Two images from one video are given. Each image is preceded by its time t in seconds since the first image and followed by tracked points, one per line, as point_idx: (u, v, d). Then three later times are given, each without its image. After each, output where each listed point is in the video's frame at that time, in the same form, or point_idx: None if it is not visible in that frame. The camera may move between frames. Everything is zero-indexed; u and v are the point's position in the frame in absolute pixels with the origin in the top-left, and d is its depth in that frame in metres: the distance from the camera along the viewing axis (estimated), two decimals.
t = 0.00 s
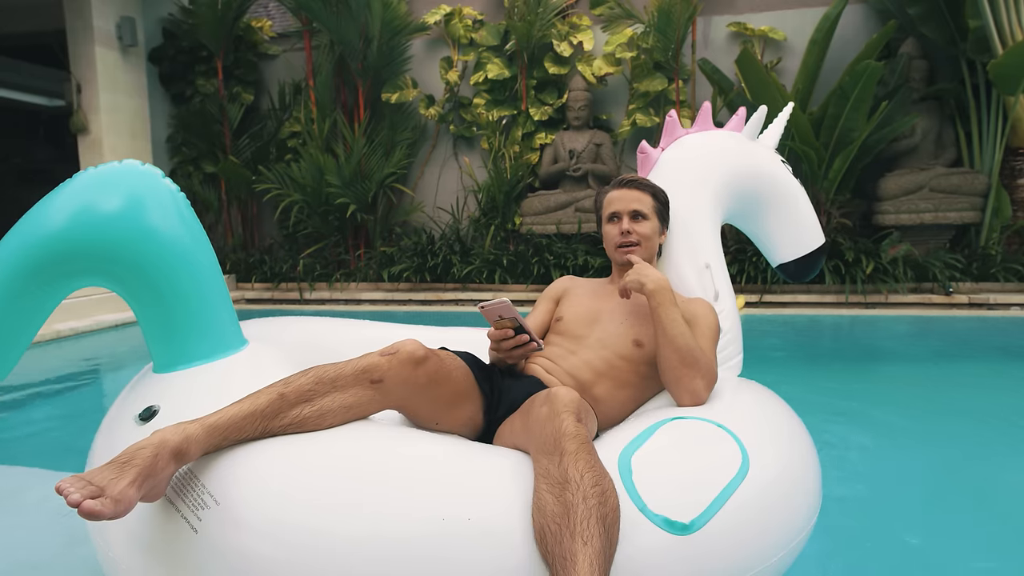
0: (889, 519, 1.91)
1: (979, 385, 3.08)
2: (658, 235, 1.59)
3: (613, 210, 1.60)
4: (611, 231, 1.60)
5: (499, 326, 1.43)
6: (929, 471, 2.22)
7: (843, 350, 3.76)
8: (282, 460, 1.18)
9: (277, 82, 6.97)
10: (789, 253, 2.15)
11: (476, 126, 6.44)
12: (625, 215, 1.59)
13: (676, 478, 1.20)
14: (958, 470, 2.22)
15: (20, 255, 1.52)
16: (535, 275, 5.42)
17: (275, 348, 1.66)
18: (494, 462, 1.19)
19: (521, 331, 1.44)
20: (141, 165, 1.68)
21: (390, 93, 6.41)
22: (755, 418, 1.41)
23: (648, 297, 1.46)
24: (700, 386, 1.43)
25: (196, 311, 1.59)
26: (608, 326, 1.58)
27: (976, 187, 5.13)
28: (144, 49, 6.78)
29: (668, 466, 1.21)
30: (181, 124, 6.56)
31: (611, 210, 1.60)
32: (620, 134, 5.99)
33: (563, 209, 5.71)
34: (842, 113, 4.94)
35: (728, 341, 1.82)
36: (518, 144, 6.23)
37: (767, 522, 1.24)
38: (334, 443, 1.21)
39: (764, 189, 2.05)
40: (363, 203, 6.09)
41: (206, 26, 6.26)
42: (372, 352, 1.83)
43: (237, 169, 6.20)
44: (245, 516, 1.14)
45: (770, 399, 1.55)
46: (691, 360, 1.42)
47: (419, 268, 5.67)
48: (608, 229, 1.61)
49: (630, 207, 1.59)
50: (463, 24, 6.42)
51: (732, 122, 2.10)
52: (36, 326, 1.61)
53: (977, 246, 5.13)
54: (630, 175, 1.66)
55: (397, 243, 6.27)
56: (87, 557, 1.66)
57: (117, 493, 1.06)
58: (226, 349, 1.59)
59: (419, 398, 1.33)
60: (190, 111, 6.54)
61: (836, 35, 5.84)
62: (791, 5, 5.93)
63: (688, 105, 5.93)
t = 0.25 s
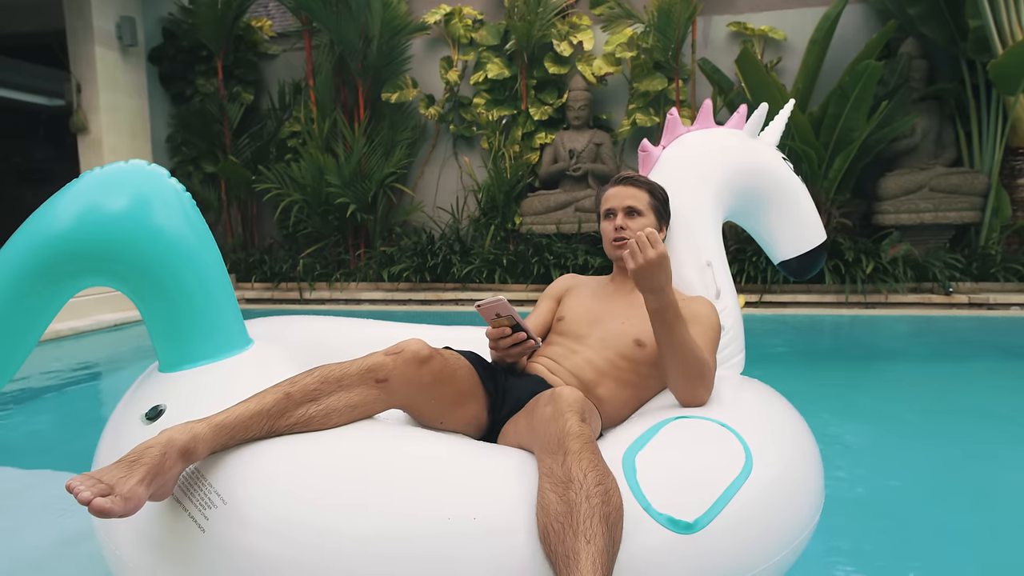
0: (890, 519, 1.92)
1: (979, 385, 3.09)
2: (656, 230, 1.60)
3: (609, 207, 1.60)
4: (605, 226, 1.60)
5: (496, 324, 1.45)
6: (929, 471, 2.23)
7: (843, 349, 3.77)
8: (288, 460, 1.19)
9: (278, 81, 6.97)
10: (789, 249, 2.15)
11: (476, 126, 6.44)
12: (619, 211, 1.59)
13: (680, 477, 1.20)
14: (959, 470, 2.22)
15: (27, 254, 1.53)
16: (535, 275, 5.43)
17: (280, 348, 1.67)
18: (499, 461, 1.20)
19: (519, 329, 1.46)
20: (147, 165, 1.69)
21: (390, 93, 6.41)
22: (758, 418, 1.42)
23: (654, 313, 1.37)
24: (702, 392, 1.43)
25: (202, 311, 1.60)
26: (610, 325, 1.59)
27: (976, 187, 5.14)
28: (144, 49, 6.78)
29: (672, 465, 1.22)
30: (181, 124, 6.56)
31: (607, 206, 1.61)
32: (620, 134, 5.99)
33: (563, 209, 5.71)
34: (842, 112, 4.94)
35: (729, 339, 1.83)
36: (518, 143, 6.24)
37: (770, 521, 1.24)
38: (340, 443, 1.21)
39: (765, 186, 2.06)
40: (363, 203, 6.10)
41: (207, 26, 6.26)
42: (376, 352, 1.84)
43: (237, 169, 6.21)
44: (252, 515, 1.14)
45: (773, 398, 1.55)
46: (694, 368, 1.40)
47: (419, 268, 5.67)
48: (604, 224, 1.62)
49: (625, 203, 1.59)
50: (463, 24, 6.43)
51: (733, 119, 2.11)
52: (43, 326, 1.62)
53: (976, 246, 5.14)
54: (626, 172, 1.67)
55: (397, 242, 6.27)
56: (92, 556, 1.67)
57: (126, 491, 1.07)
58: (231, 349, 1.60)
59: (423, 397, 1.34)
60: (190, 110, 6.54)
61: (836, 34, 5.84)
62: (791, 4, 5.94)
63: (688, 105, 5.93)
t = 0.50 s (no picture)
0: (891, 518, 1.92)
1: (978, 384, 3.09)
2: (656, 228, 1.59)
3: (608, 206, 1.60)
4: (605, 226, 1.61)
5: (496, 326, 1.45)
6: (930, 470, 2.23)
7: (844, 349, 3.77)
8: (294, 461, 1.19)
9: (276, 81, 6.96)
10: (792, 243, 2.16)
11: (475, 125, 6.44)
12: (619, 210, 1.59)
13: (685, 477, 1.20)
14: (959, 469, 2.22)
15: (30, 257, 1.53)
16: (534, 274, 5.43)
17: (282, 348, 1.67)
18: (503, 462, 1.20)
19: (518, 331, 1.46)
20: (148, 167, 1.69)
21: (389, 92, 6.41)
22: (762, 417, 1.42)
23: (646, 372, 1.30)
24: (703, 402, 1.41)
25: (204, 312, 1.59)
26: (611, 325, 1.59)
27: (975, 186, 5.14)
28: (143, 49, 6.78)
29: (676, 466, 1.22)
30: (180, 123, 6.54)
31: (607, 206, 1.61)
32: (619, 134, 5.99)
33: (562, 208, 5.71)
34: (841, 112, 4.94)
35: (731, 336, 1.83)
36: (517, 143, 6.23)
37: (775, 520, 1.24)
38: (345, 444, 1.21)
39: (765, 181, 2.06)
40: (362, 202, 6.10)
41: (205, 26, 6.25)
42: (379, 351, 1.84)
43: (236, 168, 6.20)
44: (258, 517, 1.14)
45: (776, 397, 1.55)
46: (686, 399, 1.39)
47: (418, 268, 5.67)
48: (605, 223, 1.62)
49: (624, 202, 1.59)
50: (462, 23, 6.43)
51: (734, 113, 2.10)
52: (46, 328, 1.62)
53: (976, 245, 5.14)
54: (625, 170, 1.66)
55: (396, 242, 6.27)
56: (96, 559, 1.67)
57: (133, 496, 1.07)
58: (234, 350, 1.60)
59: (427, 397, 1.34)
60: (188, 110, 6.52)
61: (835, 34, 5.84)
62: (790, 4, 5.94)
63: (687, 104, 5.93)
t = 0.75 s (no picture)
0: (890, 519, 1.92)
1: (978, 384, 3.09)
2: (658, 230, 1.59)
3: (611, 206, 1.60)
4: (608, 226, 1.61)
5: (471, 316, 1.44)
6: (929, 471, 2.23)
7: (844, 349, 3.77)
8: (293, 460, 1.18)
9: (275, 81, 6.96)
10: (797, 241, 2.16)
11: (474, 126, 6.44)
12: (621, 211, 1.58)
13: (685, 478, 1.20)
14: (958, 470, 2.22)
15: (32, 257, 1.52)
16: (533, 275, 5.43)
17: (283, 348, 1.67)
18: (503, 462, 1.19)
19: (493, 319, 1.45)
20: (150, 167, 1.69)
21: (388, 93, 6.40)
22: (763, 418, 1.41)
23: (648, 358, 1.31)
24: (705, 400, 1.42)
25: (206, 312, 1.59)
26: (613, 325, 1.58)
27: (973, 187, 5.14)
28: (141, 49, 6.77)
29: (676, 467, 1.22)
30: (179, 124, 6.53)
31: (609, 206, 1.60)
32: (618, 134, 5.98)
33: (561, 208, 5.71)
34: (840, 113, 4.94)
35: (735, 337, 1.82)
36: (516, 143, 6.23)
37: (775, 522, 1.24)
38: (345, 444, 1.21)
39: (770, 180, 2.06)
40: (361, 203, 6.09)
41: (204, 26, 6.25)
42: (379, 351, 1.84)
43: (234, 168, 6.19)
44: (256, 517, 1.14)
45: (778, 397, 1.55)
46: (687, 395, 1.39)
47: (417, 268, 5.67)
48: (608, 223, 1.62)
49: (626, 203, 1.58)
50: (461, 23, 6.43)
51: (739, 111, 2.10)
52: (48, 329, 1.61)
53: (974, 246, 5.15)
54: (629, 170, 1.65)
55: (395, 242, 6.27)
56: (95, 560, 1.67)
57: (130, 494, 1.06)
58: (236, 350, 1.59)
59: (427, 397, 1.33)
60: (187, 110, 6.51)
61: (834, 34, 5.84)
62: (789, 4, 5.94)
63: (687, 105, 5.93)
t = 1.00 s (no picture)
0: (886, 518, 1.92)
1: (976, 384, 3.09)
2: (663, 230, 1.59)
3: (616, 207, 1.60)
4: (612, 227, 1.61)
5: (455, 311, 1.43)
6: (925, 470, 2.23)
7: (843, 349, 3.77)
8: (285, 455, 1.19)
9: (275, 81, 6.97)
10: (807, 246, 2.16)
11: (474, 126, 6.44)
12: (626, 212, 1.59)
13: (678, 478, 1.20)
14: (955, 470, 2.22)
15: (36, 255, 1.52)
16: (533, 275, 5.42)
17: (282, 345, 1.67)
18: (494, 459, 1.20)
19: (477, 312, 1.44)
20: (152, 167, 1.69)
21: (388, 93, 6.41)
22: (761, 420, 1.41)
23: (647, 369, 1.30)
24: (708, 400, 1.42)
25: (209, 310, 1.60)
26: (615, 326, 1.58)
27: (972, 187, 5.15)
28: (141, 49, 6.78)
29: (670, 466, 1.22)
30: (179, 124, 6.51)
31: (614, 206, 1.60)
32: (618, 135, 5.99)
33: (561, 209, 5.71)
34: (839, 113, 4.95)
35: (740, 340, 1.83)
36: (516, 144, 6.23)
37: (768, 523, 1.23)
38: (338, 439, 1.21)
39: (778, 183, 2.06)
40: (361, 203, 6.09)
41: (204, 26, 6.25)
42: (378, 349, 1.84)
43: (234, 168, 6.20)
44: (245, 509, 1.14)
45: (780, 399, 1.54)
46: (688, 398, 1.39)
47: (417, 269, 5.67)
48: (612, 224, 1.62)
49: (631, 203, 1.58)
50: (460, 24, 6.44)
51: (747, 115, 2.10)
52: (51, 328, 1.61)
53: (974, 246, 5.15)
54: (633, 171, 1.66)
55: (395, 243, 6.27)
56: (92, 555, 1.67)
57: (117, 480, 1.07)
58: (237, 347, 1.60)
59: (421, 394, 1.33)
60: (187, 110, 6.48)
61: (833, 35, 5.85)
62: (789, 4, 5.95)
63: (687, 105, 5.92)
